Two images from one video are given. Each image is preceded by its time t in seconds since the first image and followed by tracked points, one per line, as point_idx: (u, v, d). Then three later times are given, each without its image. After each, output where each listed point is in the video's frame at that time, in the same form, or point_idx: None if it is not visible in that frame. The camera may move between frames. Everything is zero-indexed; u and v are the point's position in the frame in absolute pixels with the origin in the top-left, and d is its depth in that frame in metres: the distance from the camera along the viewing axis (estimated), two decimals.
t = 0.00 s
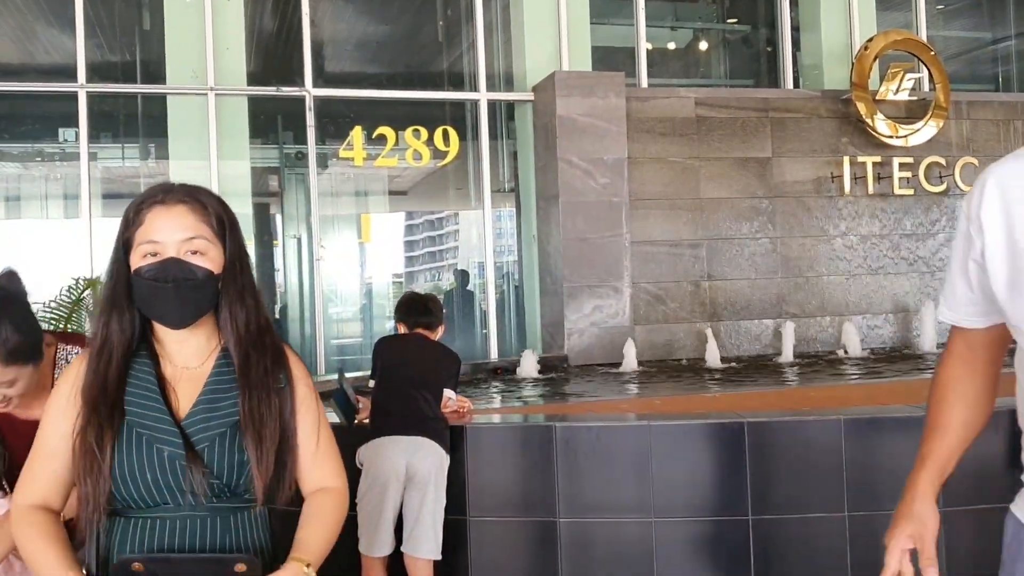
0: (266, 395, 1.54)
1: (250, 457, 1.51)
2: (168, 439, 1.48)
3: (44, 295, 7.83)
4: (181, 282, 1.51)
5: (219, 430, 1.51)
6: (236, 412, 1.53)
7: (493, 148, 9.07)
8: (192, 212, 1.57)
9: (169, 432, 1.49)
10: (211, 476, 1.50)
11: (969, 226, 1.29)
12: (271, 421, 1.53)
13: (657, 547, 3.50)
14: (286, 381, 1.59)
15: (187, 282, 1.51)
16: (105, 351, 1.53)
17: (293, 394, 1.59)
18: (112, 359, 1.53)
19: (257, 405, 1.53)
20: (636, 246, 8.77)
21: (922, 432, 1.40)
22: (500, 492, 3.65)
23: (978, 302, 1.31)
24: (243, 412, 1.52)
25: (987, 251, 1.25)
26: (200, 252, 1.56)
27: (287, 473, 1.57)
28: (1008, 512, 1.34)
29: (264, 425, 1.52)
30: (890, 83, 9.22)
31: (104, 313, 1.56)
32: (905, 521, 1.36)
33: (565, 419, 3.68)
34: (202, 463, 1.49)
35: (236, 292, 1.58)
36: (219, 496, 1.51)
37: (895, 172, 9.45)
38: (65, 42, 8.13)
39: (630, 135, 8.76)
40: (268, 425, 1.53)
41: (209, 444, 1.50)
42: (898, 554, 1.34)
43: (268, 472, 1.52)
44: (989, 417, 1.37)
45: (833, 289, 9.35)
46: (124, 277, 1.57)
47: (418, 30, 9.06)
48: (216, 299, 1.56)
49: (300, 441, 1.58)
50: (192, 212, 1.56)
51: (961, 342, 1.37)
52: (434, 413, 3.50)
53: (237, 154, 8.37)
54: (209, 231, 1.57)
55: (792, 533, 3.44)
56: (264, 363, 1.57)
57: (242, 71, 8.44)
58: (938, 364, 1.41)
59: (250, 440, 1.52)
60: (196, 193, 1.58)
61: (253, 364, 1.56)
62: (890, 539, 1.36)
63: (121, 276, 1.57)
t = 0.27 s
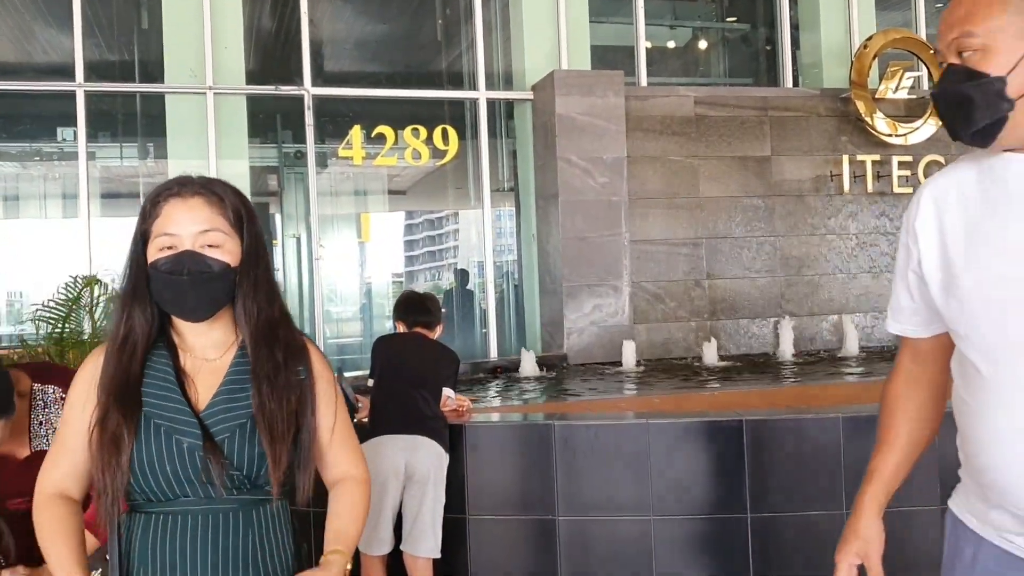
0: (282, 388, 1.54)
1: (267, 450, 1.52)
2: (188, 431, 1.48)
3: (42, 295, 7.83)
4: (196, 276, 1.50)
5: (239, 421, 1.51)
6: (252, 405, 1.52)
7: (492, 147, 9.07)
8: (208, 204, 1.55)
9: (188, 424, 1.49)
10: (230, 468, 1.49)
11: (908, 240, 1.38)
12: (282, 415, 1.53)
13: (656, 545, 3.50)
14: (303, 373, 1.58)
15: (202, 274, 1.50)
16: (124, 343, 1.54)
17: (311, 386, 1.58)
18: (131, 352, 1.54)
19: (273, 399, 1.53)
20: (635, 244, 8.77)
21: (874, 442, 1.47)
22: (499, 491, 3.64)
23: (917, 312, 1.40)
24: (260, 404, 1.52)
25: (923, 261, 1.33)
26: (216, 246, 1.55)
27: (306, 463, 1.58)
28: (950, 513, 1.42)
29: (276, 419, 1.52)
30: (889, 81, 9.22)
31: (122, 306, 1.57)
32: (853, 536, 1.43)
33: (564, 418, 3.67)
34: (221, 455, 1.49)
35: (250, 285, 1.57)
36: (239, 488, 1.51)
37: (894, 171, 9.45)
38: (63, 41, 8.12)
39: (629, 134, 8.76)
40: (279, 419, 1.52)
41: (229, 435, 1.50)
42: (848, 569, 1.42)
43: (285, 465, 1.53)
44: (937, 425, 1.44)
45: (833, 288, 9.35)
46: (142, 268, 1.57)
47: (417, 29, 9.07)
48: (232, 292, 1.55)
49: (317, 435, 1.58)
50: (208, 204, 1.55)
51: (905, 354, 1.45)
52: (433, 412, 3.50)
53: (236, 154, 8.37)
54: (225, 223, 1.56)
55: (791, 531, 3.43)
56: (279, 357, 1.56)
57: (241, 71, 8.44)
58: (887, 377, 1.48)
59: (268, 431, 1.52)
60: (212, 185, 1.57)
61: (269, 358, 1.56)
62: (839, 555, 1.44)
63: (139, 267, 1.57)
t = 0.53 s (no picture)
0: (309, 386, 1.59)
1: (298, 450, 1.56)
2: (219, 432, 1.50)
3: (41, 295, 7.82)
4: (219, 273, 1.52)
5: (270, 422, 1.55)
6: (282, 406, 1.56)
7: (491, 146, 9.06)
8: (226, 203, 1.59)
9: (220, 426, 1.51)
10: (263, 468, 1.53)
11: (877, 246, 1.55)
12: (311, 415, 1.58)
13: (654, 544, 3.49)
14: (326, 371, 1.64)
15: (224, 271, 1.53)
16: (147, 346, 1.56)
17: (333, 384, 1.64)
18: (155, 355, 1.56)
19: (301, 397, 1.57)
20: (633, 243, 8.78)
21: (862, 444, 1.65)
22: (497, 490, 3.64)
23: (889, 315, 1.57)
24: (289, 404, 1.56)
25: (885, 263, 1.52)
26: (236, 243, 1.58)
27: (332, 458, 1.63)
28: (919, 511, 1.55)
29: (306, 417, 1.57)
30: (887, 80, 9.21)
31: (144, 310, 1.59)
32: (845, 533, 1.61)
33: (562, 417, 3.67)
34: (254, 456, 1.52)
35: (273, 285, 1.62)
36: (271, 489, 1.55)
37: (892, 169, 9.45)
38: (60, 41, 8.11)
39: (627, 133, 8.75)
40: (309, 418, 1.57)
41: (261, 437, 1.54)
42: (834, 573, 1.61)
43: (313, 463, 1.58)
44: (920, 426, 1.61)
45: (831, 286, 9.35)
46: (161, 269, 1.60)
47: (415, 28, 9.06)
48: (253, 289, 1.58)
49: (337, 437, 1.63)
50: (228, 204, 1.59)
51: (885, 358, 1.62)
52: (433, 413, 3.51)
53: (234, 153, 8.36)
54: (243, 221, 1.59)
55: (789, 530, 3.43)
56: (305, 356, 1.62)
57: (239, 70, 8.43)
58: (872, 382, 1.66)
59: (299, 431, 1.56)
60: (229, 186, 1.60)
61: (296, 359, 1.60)
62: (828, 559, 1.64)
63: (158, 270, 1.59)
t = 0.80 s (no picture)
0: (328, 392, 1.60)
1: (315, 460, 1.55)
2: (239, 444, 1.50)
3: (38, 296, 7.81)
4: (229, 271, 1.53)
5: (289, 433, 1.54)
6: (301, 413, 1.56)
7: (488, 145, 9.05)
8: (236, 201, 1.59)
9: (239, 437, 1.50)
10: (283, 479, 1.52)
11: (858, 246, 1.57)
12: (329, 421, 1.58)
13: (653, 542, 3.49)
14: (345, 377, 1.65)
15: (233, 269, 1.53)
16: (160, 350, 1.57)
17: (352, 390, 1.65)
18: (169, 359, 1.56)
19: (319, 403, 1.58)
20: (632, 242, 8.77)
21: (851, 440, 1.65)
22: (496, 489, 3.64)
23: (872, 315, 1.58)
24: (308, 410, 1.56)
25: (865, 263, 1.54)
26: (246, 241, 1.58)
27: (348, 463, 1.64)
28: (905, 510, 1.54)
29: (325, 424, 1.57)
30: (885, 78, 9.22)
31: (156, 311, 1.61)
32: (836, 530, 1.60)
33: (561, 416, 3.66)
34: (275, 466, 1.51)
35: (289, 287, 1.65)
36: (288, 498, 1.54)
37: (890, 167, 9.44)
38: (57, 40, 8.09)
39: (625, 132, 8.74)
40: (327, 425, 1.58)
41: (280, 447, 1.53)
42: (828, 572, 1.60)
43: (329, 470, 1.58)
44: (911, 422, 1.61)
45: (829, 285, 9.34)
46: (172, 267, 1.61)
47: (413, 27, 9.05)
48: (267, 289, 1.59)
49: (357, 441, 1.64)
50: (237, 202, 1.59)
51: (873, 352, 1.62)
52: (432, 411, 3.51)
53: (231, 153, 8.35)
54: (253, 219, 1.59)
55: (788, 528, 3.42)
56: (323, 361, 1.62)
57: (236, 70, 8.42)
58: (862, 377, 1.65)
59: (318, 440, 1.56)
60: (237, 183, 1.60)
61: (314, 365, 1.61)
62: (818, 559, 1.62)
63: (171, 267, 1.62)
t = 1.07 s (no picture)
0: (315, 403, 1.59)
1: (297, 479, 1.53)
2: (218, 467, 1.47)
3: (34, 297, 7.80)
4: (210, 276, 1.52)
5: (269, 454, 1.51)
6: (284, 429, 1.54)
7: (484, 144, 9.06)
8: (219, 203, 1.59)
9: (218, 461, 1.47)
10: (263, 503, 1.49)
11: (836, 247, 1.57)
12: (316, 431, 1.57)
13: (648, 541, 3.50)
14: (333, 387, 1.64)
15: (214, 273, 1.53)
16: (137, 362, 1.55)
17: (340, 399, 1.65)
18: (139, 370, 1.54)
19: (304, 416, 1.56)
20: (628, 241, 8.78)
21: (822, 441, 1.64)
22: (492, 488, 3.64)
23: (853, 316, 1.58)
24: (291, 426, 1.54)
25: (853, 265, 1.51)
26: (228, 245, 1.58)
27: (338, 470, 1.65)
28: (900, 512, 1.54)
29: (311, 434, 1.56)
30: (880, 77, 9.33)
31: (133, 320, 1.60)
32: (808, 534, 1.59)
33: (557, 415, 3.67)
34: (254, 491, 1.48)
35: (275, 293, 1.65)
36: (270, 520, 1.51)
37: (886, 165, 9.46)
38: (52, 41, 8.08)
39: (621, 131, 8.75)
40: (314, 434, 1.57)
41: (261, 470, 1.50)
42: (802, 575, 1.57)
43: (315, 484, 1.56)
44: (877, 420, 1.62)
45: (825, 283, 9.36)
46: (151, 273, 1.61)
47: (409, 26, 9.04)
48: (251, 294, 1.59)
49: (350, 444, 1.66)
50: (219, 206, 1.59)
51: (839, 356, 1.63)
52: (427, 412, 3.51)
53: (227, 153, 8.34)
54: (236, 221, 1.60)
55: (783, 527, 3.43)
56: (310, 371, 1.61)
57: (232, 70, 8.41)
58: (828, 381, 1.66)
59: (301, 457, 1.54)
60: (220, 185, 1.61)
61: (298, 374, 1.60)
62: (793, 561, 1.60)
63: (150, 273, 1.61)
